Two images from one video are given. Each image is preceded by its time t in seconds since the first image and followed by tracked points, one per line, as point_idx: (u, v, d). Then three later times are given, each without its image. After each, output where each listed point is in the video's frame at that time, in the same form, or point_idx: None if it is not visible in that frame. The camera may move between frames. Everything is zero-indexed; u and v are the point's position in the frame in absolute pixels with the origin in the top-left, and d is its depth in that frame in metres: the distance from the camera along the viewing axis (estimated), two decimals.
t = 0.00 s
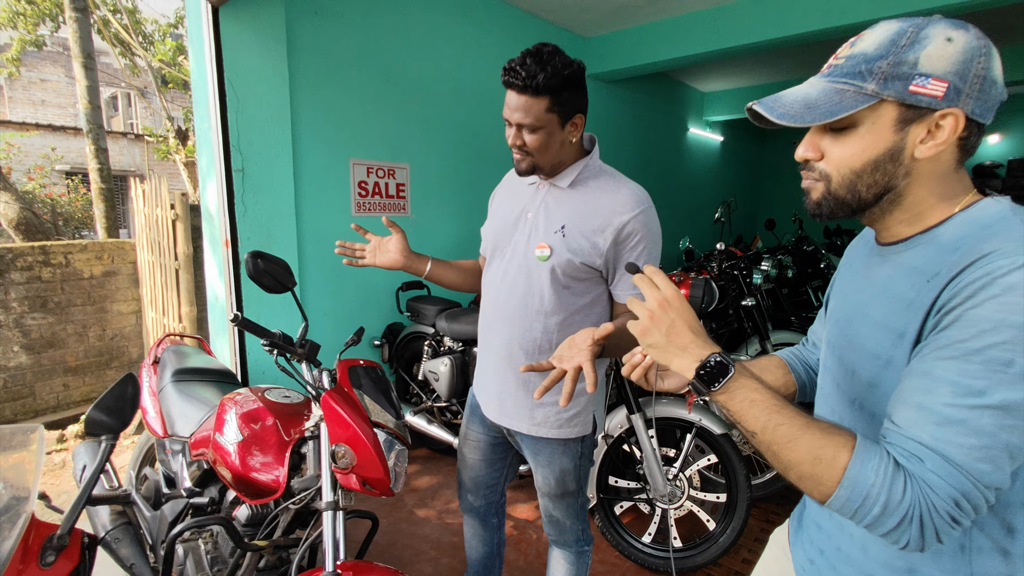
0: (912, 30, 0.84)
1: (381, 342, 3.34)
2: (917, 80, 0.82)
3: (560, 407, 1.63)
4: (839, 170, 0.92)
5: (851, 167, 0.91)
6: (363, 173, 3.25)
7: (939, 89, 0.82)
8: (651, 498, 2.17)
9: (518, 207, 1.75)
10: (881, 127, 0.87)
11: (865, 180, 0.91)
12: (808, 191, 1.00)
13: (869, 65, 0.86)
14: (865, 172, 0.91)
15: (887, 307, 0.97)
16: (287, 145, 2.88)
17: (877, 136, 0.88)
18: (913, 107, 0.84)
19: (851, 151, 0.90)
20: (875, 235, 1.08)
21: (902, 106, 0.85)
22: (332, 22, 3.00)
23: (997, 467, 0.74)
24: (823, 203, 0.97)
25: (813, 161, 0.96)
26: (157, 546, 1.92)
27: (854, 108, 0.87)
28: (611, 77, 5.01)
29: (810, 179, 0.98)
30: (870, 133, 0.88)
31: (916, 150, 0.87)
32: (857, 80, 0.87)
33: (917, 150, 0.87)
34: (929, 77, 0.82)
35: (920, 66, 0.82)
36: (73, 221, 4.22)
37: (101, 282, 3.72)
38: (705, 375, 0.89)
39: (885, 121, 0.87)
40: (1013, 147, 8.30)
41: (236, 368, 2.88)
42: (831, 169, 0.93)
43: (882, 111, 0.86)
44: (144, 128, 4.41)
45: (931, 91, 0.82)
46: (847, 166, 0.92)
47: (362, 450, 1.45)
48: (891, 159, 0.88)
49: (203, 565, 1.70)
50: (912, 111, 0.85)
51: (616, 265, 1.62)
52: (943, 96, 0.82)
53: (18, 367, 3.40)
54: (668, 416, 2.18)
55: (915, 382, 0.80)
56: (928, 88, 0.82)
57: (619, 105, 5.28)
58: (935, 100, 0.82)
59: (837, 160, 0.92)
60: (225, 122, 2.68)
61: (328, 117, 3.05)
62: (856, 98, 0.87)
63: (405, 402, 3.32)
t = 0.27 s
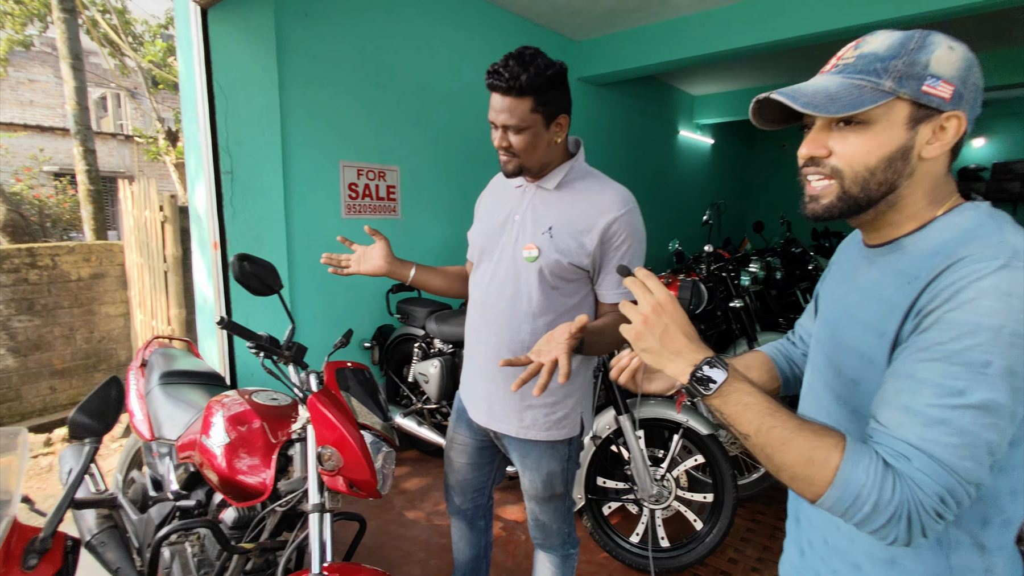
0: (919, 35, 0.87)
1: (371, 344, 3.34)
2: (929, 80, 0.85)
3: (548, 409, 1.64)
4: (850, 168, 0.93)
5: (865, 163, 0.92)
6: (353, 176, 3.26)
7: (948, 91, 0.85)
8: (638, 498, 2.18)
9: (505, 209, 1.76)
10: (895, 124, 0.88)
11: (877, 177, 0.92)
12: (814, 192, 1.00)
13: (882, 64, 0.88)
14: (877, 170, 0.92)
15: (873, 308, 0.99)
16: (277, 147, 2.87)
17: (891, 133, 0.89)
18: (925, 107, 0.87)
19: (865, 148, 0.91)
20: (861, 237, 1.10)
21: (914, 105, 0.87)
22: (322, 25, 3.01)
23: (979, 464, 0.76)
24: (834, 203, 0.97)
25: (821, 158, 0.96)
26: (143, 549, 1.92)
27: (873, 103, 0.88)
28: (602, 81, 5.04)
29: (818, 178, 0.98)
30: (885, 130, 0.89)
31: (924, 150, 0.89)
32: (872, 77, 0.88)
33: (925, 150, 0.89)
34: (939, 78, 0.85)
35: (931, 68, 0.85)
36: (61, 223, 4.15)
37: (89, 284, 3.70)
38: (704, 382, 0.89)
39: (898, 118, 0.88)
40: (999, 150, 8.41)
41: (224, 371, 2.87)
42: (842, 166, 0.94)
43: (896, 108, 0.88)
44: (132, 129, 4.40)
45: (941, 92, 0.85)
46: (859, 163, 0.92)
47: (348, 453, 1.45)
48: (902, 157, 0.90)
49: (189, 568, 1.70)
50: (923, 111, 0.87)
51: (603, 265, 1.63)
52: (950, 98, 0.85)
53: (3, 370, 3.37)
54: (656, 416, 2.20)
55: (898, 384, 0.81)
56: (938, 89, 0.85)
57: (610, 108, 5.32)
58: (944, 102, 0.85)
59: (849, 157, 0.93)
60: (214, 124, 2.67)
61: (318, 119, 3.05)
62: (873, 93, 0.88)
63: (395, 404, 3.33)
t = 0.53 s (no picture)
0: (888, 49, 0.95)
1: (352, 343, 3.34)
2: (904, 90, 0.93)
3: (523, 403, 1.66)
4: (835, 168, 0.97)
5: (850, 164, 0.96)
6: (334, 175, 3.25)
7: (916, 101, 0.94)
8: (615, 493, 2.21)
9: (479, 208, 1.78)
10: (877, 128, 0.94)
11: (858, 177, 0.97)
12: (794, 191, 1.03)
13: (867, 70, 0.93)
14: (859, 171, 0.97)
15: (832, 299, 1.03)
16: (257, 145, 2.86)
17: (873, 135, 0.94)
18: (899, 114, 0.94)
19: (848, 149, 0.96)
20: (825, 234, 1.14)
21: (891, 111, 0.94)
22: (303, 23, 3.01)
23: (935, 439, 0.79)
24: (818, 201, 1.00)
25: (807, 158, 0.99)
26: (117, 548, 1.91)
27: (864, 106, 0.92)
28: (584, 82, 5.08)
29: (800, 177, 1.01)
30: (868, 132, 0.94)
31: (898, 154, 0.96)
32: (861, 81, 0.92)
33: (898, 153, 0.96)
34: (910, 89, 0.93)
35: (904, 79, 0.93)
36: (36, 221, 3.92)
37: (65, 283, 3.65)
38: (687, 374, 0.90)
39: (879, 122, 0.94)
40: (973, 153, 8.58)
41: (203, 370, 2.85)
42: (829, 166, 0.97)
43: (877, 113, 0.94)
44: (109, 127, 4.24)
45: (912, 101, 0.93)
46: (843, 164, 0.96)
47: (324, 449, 1.46)
48: (880, 159, 0.96)
49: (165, 566, 1.69)
50: (898, 116, 0.94)
51: (574, 261, 1.66)
52: (917, 107, 0.94)
53: None
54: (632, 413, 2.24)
55: (855, 370, 0.85)
56: (909, 98, 0.93)
57: (593, 109, 5.37)
58: (913, 110, 0.94)
59: (835, 157, 0.97)
60: (191, 122, 2.66)
61: (297, 118, 3.05)
62: (864, 97, 0.92)
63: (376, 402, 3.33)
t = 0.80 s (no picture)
0: (850, 67, 1.02)
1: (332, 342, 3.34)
2: (868, 103, 1.00)
3: (499, 397, 1.70)
4: (818, 175, 1.02)
5: (830, 170, 1.02)
6: (312, 173, 3.25)
7: (878, 114, 1.01)
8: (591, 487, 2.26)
9: (456, 206, 1.81)
10: (848, 138, 1.01)
11: (835, 182, 1.03)
12: (780, 200, 1.07)
13: (836, 86, 0.99)
14: (838, 175, 1.02)
15: (811, 294, 1.07)
16: (234, 143, 2.85)
17: (845, 145, 1.01)
18: (864, 125, 1.01)
19: (828, 155, 1.01)
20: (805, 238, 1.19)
21: (858, 122, 1.00)
22: (281, 22, 3.01)
23: (911, 417, 0.83)
24: (804, 207, 1.05)
25: (790, 168, 1.04)
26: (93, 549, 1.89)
27: (838, 119, 0.98)
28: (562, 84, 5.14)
29: (784, 187, 1.06)
30: (842, 141, 1.01)
31: (866, 161, 1.03)
32: (832, 96, 0.98)
33: (866, 160, 1.03)
34: (872, 102, 1.00)
35: (867, 94, 1.00)
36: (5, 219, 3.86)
37: (35, 283, 3.58)
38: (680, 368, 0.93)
39: (848, 133, 1.01)
40: (937, 157, 8.90)
41: (179, 369, 2.83)
42: (812, 173, 1.02)
43: (847, 124, 1.00)
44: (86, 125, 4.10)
45: (875, 114, 1.01)
46: (824, 171, 1.02)
47: (302, 446, 1.47)
48: (854, 165, 1.02)
49: (141, 565, 1.69)
50: (864, 127, 1.01)
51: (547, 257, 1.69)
52: (879, 119, 1.01)
53: None
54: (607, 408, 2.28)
55: (836, 357, 0.88)
56: (872, 110, 1.00)
57: (571, 110, 5.43)
58: (876, 122, 1.01)
59: (815, 165, 1.02)
60: (167, 120, 2.64)
61: (276, 116, 3.04)
62: (836, 111, 0.98)
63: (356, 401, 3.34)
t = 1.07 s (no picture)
0: (816, 89, 1.11)
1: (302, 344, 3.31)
2: (831, 122, 1.09)
3: (465, 392, 1.73)
4: (789, 184, 1.10)
5: (798, 180, 1.10)
6: (281, 175, 3.22)
7: (840, 132, 1.10)
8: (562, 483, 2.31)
9: (425, 209, 1.85)
10: (814, 152, 1.09)
11: (803, 190, 1.11)
12: (756, 208, 1.15)
13: (804, 105, 1.07)
14: (806, 185, 1.10)
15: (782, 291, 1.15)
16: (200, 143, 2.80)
17: (811, 158, 1.09)
18: (828, 141, 1.10)
19: (797, 167, 1.10)
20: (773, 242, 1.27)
21: (823, 139, 1.09)
22: (247, 21, 2.97)
23: (881, 398, 0.91)
24: (776, 212, 1.12)
25: (764, 178, 1.12)
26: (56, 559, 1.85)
27: (805, 136, 1.07)
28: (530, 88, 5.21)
29: (758, 196, 1.13)
30: (809, 155, 1.09)
31: (829, 173, 1.12)
32: (801, 114, 1.07)
33: (829, 172, 1.12)
34: (834, 122, 1.10)
35: (831, 113, 1.09)
36: None
37: None
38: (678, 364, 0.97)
39: (814, 148, 1.09)
40: (886, 163, 9.36)
41: (144, 374, 2.77)
42: (783, 182, 1.10)
43: (812, 140, 1.09)
44: None
45: (837, 132, 1.10)
46: (793, 181, 1.10)
47: (278, 446, 1.48)
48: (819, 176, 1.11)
49: (111, 571, 1.67)
50: (827, 143, 1.10)
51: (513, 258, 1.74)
52: (841, 136, 1.10)
53: None
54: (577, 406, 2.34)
55: (814, 346, 0.95)
56: (835, 129, 1.09)
57: (540, 114, 5.50)
58: (838, 139, 1.10)
59: (785, 176, 1.10)
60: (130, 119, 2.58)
61: (243, 116, 3.00)
62: (804, 128, 1.06)
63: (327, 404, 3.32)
